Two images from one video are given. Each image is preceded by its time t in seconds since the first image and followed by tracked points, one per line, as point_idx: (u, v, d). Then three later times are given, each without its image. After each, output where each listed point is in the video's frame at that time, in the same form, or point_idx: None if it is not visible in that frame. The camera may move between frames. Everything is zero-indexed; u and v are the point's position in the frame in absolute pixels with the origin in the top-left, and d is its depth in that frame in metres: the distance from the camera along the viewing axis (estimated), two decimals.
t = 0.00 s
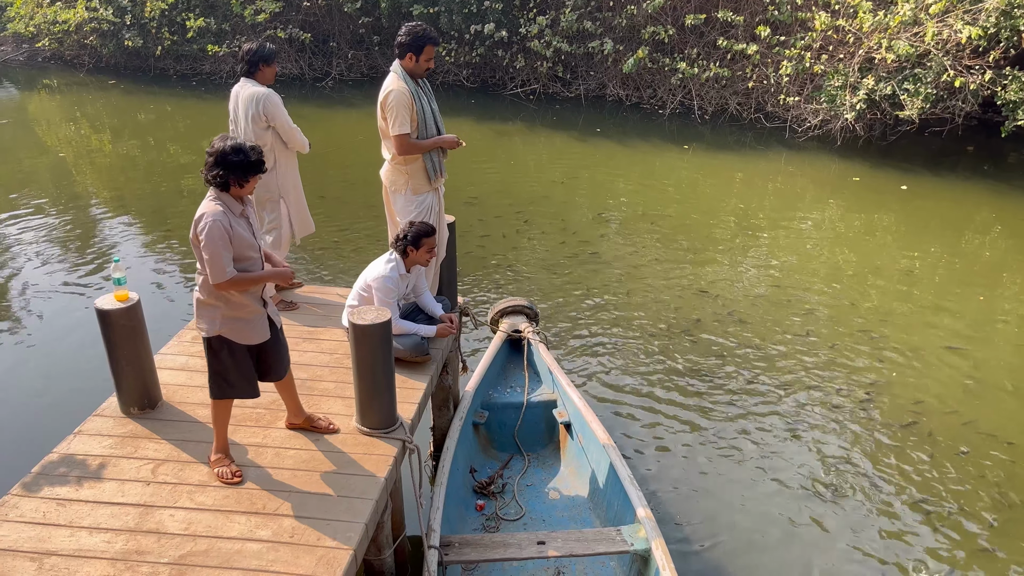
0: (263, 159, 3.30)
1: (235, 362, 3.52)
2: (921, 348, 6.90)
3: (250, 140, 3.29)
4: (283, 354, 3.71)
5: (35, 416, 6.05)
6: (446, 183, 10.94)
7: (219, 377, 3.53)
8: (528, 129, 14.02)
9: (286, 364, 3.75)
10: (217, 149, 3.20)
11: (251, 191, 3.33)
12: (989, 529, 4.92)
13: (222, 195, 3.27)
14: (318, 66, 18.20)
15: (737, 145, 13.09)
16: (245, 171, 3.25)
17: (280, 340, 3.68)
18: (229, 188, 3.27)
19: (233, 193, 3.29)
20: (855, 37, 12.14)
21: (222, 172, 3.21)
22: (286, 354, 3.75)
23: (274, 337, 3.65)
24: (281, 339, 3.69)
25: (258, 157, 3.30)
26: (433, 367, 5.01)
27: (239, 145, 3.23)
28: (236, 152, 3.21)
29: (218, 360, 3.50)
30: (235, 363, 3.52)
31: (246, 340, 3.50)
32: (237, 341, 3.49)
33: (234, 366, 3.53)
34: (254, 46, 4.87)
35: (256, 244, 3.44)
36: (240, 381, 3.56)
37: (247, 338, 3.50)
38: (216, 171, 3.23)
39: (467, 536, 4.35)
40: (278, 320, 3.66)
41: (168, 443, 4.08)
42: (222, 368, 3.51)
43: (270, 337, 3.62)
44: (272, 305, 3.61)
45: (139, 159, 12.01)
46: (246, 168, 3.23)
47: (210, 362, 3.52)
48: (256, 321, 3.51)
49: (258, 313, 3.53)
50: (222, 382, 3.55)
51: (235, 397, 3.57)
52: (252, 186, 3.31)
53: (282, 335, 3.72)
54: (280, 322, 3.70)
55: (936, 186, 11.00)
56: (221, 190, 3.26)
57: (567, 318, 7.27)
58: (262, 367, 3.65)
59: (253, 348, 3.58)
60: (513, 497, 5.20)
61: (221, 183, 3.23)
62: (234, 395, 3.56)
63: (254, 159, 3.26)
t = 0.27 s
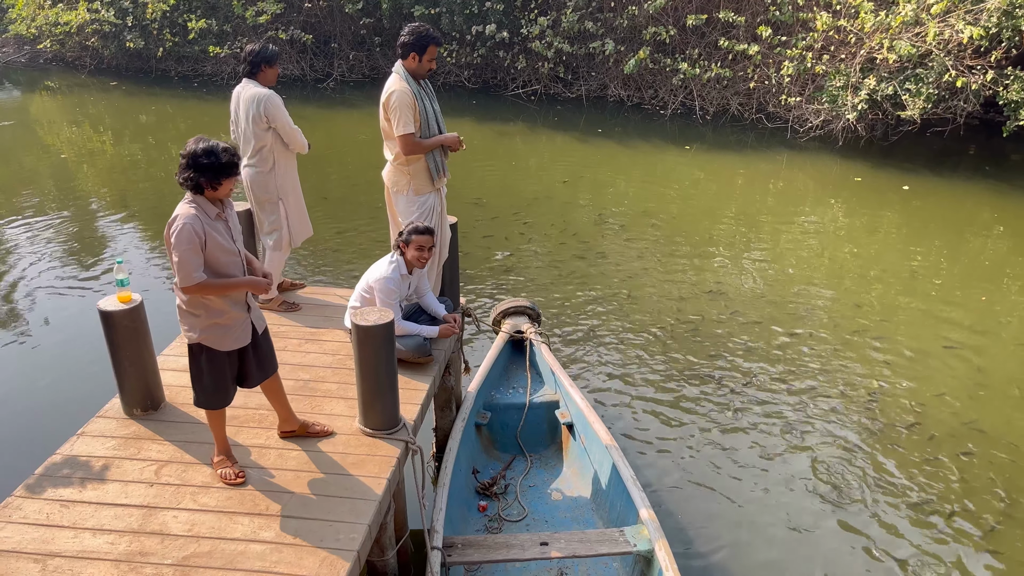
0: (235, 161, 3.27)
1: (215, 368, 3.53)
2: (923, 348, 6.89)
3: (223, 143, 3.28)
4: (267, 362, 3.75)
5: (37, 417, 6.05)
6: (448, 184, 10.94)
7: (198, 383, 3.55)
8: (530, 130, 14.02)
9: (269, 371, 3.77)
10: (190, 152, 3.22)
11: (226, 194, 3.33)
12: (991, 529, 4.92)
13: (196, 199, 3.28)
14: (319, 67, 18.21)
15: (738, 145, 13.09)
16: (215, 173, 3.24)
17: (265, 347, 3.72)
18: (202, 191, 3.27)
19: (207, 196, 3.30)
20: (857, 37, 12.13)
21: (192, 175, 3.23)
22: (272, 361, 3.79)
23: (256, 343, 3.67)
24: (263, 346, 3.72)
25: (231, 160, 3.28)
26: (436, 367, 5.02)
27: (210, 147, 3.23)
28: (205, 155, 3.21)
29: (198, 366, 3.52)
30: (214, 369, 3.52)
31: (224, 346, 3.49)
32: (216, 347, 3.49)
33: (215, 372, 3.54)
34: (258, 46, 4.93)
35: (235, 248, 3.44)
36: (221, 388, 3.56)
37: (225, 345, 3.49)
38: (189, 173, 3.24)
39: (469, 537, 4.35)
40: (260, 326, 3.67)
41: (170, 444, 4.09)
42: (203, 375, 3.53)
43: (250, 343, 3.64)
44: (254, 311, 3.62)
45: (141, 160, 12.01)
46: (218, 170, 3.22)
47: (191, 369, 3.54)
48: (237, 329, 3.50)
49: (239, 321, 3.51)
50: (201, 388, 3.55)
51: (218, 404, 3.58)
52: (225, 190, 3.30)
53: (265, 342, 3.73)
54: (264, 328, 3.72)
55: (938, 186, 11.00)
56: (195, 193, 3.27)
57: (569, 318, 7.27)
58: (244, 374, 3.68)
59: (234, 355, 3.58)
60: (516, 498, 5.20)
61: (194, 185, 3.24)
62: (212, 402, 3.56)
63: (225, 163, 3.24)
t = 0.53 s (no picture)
0: (215, 159, 3.25)
1: (210, 372, 3.52)
2: (922, 349, 6.90)
3: (209, 144, 3.29)
4: (264, 367, 3.75)
5: (36, 422, 6.04)
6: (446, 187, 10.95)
7: (193, 386, 3.53)
8: (528, 133, 14.04)
9: (265, 377, 3.77)
10: (174, 155, 3.25)
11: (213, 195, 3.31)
12: (991, 530, 4.91)
13: (186, 201, 3.30)
14: (317, 71, 18.22)
15: (736, 148, 13.11)
16: (198, 174, 3.24)
17: (262, 353, 3.73)
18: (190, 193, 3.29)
19: (196, 199, 3.30)
20: (854, 39, 12.16)
21: (177, 178, 3.25)
22: (268, 366, 3.79)
23: (252, 348, 3.67)
24: (260, 351, 3.72)
25: (214, 160, 3.28)
26: (435, 371, 5.01)
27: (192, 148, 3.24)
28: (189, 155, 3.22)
29: (193, 369, 3.51)
30: (209, 373, 3.52)
31: (218, 350, 3.49)
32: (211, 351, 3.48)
33: (212, 375, 3.52)
34: (257, 51, 4.87)
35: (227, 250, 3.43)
36: (217, 392, 3.55)
37: (220, 348, 3.49)
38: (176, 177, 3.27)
39: (469, 541, 4.34)
40: (259, 332, 3.67)
41: (169, 448, 4.08)
42: (198, 377, 3.52)
43: (247, 348, 3.63)
44: (253, 317, 3.61)
45: (139, 165, 12.01)
46: (197, 171, 3.23)
47: (186, 371, 3.53)
48: (232, 332, 3.50)
49: (234, 325, 3.50)
50: (195, 391, 3.54)
51: (214, 408, 3.57)
52: (211, 191, 3.29)
53: (263, 347, 3.74)
54: (262, 333, 3.72)
55: (936, 187, 11.02)
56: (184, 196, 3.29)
57: (568, 321, 7.28)
58: (240, 378, 3.68)
59: (230, 359, 3.58)
60: (516, 501, 5.19)
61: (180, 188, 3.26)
62: (206, 406, 3.55)
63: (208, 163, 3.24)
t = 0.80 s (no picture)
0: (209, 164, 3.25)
1: (205, 376, 3.51)
2: (917, 351, 6.91)
3: (205, 151, 3.30)
4: (261, 372, 3.72)
5: (29, 430, 6.00)
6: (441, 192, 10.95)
7: (189, 388, 3.54)
8: (522, 138, 14.05)
9: (262, 383, 3.74)
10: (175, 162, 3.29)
11: (211, 201, 3.30)
12: (988, 531, 4.91)
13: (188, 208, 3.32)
14: (311, 77, 18.22)
15: (730, 151, 13.14)
16: (193, 180, 3.25)
17: (260, 358, 3.70)
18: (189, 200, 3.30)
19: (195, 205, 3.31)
20: (846, 43, 12.22)
21: (178, 185, 3.28)
22: (266, 371, 3.76)
23: (250, 354, 3.64)
24: (258, 356, 3.69)
25: (207, 165, 3.28)
26: (430, 376, 5.00)
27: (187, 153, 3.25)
28: (185, 162, 3.24)
29: (189, 372, 3.51)
30: (204, 376, 3.51)
31: (213, 354, 3.48)
32: (205, 356, 3.47)
33: (206, 378, 3.51)
34: (253, 58, 4.88)
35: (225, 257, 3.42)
36: (212, 396, 3.54)
37: (215, 352, 3.48)
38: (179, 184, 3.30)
39: (466, 546, 4.32)
40: (255, 337, 3.63)
41: (164, 456, 4.06)
42: (194, 380, 3.51)
43: (244, 352, 3.61)
44: (249, 321, 3.58)
45: (133, 172, 11.98)
46: (192, 177, 3.24)
47: (183, 373, 3.53)
48: (227, 337, 3.49)
49: (228, 330, 3.48)
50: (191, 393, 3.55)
51: (209, 411, 3.56)
52: (208, 197, 3.28)
53: (261, 351, 3.71)
54: (260, 338, 3.68)
55: (930, 190, 11.06)
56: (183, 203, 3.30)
57: (563, 325, 7.27)
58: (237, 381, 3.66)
59: (225, 363, 3.57)
60: (512, 506, 5.18)
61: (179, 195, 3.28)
62: (202, 408, 3.55)
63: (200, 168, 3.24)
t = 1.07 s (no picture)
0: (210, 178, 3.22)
1: (196, 381, 3.50)
2: (909, 355, 6.94)
3: (209, 163, 3.29)
4: (255, 380, 3.71)
5: (20, 442, 5.96)
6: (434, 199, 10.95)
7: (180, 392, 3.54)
8: (515, 144, 14.07)
9: (255, 391, 3.73)
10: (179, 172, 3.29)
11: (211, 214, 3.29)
12: (981, 534, 4.93)
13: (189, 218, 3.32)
14: (303, 84, 18.22)
15: (721, 156, 13.18)
16: (195, 192, 3.24)
17: (253, 365, 3.68)
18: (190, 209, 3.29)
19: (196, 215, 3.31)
20: (836, 48, 12.29)
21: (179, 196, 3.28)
22: (260, 379, 3.75)
23: (243, 361, 3.63)
24: (252, 364, 3.68)
25: (210, 178, 3.27)
26: (424, 384, 4.99)
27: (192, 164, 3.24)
28: (188, 173, 3.24)
29: (181, 376, 3.51)
30: (195, 381, 3.50)
31: (203, 359, 3.47)
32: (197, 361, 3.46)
33: (197, 383, 3.50)
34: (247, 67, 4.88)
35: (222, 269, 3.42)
36: (202, 401, 3.53)
37: (207, 359, 3.47)
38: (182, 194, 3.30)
39: (461, 554, 4.31)
40: (249, 345, 3.61)
41: (157, 466, 4.04)
42: (185, 383, 3.51)
43: (237, 359, 3.60)
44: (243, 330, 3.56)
45: (125, 180, 11.95)
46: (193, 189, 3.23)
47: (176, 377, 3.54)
48: (219, 344, 3.48)
49: (221, 336, 3.47)
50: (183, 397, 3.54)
51: (201, 416, 3.55)
52: (209, 210, 3.27)
53: (255, 360, 3.70)
54: (255, 346, 3.67)
55: (920, 194, 11.11)
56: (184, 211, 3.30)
57: (556, 331, 7.27)
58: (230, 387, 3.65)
59: (217, 370, 3.56)
60: (507, 513, 5.17)
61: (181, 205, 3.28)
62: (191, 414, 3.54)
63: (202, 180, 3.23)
